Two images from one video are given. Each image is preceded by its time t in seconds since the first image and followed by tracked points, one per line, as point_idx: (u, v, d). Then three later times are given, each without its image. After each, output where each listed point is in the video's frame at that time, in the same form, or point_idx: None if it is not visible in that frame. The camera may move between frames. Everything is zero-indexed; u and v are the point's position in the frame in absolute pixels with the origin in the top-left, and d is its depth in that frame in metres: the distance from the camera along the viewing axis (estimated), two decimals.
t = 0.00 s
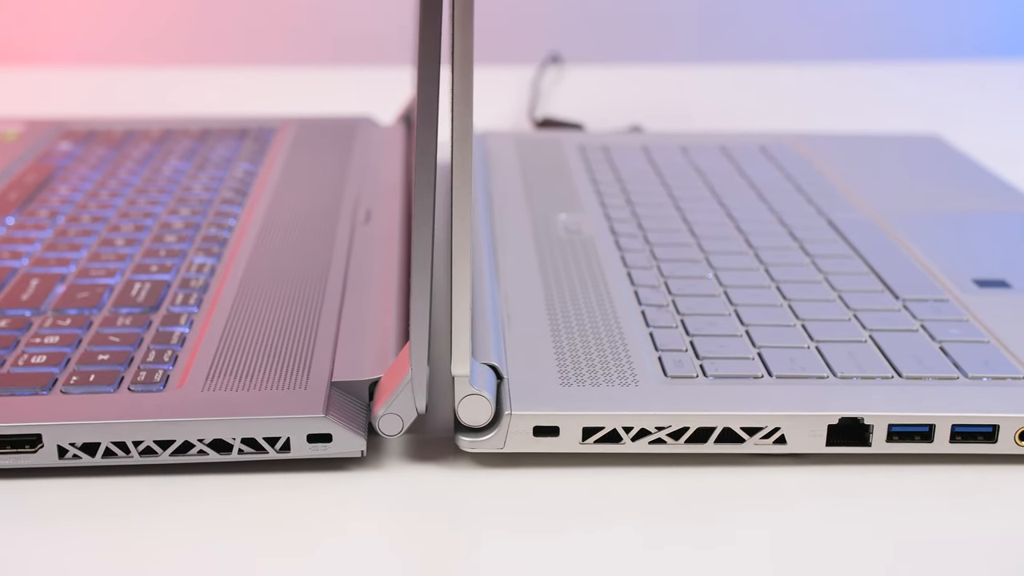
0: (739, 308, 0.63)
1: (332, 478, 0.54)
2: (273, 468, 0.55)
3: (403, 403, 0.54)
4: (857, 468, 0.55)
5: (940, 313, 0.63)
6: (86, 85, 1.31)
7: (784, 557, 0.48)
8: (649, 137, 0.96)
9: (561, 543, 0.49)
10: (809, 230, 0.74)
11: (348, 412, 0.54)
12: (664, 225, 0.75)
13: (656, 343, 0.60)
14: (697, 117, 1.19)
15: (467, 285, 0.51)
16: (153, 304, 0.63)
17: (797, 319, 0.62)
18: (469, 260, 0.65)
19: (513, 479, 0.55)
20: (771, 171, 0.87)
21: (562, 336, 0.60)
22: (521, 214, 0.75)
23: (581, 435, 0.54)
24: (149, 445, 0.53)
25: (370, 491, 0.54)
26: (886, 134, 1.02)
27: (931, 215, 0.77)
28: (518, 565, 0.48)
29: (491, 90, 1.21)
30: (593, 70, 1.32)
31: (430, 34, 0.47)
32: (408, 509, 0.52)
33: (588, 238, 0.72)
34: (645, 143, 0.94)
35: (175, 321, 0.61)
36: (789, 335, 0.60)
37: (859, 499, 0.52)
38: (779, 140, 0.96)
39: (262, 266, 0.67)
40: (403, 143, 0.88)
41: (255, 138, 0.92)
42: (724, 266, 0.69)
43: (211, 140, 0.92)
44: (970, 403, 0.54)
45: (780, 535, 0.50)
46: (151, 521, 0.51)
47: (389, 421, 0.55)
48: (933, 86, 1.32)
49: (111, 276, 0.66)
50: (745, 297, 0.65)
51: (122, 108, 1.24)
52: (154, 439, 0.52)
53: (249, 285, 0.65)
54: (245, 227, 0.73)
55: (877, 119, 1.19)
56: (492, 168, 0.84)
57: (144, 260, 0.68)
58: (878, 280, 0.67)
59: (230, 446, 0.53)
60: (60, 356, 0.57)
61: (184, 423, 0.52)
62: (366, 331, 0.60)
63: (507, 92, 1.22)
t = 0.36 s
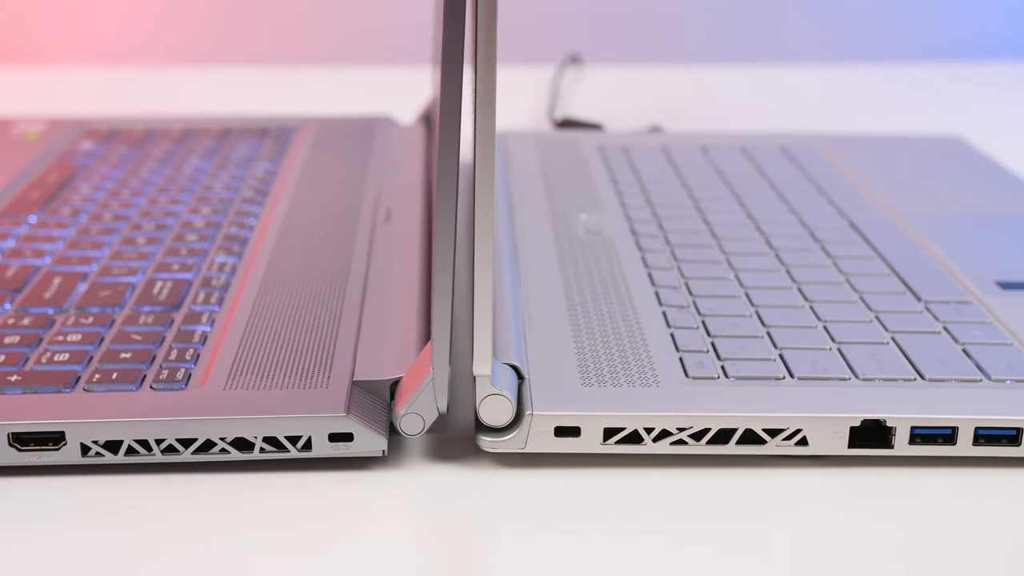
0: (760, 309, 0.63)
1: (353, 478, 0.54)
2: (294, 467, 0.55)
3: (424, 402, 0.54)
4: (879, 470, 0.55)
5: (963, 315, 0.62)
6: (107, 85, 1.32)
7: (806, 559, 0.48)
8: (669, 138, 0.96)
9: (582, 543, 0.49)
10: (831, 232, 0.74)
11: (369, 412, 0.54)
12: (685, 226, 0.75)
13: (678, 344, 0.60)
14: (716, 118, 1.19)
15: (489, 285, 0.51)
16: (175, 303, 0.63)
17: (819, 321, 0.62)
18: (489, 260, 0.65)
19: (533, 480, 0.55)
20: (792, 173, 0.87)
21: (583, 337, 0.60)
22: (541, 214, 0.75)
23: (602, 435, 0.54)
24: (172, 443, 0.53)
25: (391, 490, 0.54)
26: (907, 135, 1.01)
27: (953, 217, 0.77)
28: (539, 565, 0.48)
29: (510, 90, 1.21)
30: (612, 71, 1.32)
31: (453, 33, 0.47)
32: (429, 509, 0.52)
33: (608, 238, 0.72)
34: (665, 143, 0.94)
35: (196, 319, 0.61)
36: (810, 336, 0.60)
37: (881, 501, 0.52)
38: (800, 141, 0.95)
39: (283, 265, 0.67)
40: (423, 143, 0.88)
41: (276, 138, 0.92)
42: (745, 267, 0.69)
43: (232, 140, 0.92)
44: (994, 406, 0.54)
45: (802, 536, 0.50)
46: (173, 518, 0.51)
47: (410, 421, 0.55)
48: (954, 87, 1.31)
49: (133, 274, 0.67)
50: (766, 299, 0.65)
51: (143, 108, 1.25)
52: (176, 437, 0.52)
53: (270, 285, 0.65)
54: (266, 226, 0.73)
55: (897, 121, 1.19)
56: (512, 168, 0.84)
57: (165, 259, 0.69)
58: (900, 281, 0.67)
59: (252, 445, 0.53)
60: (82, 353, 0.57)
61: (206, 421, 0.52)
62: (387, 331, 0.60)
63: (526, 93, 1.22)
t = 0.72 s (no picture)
0: (779, 310, 0.63)
1: (372, 477, 0.55)
2: (314, 466, 0.55)
3: (444, 402, 0.54)
4: (899, 473, 0.55)
5: (984, 317, 0.62)
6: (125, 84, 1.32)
7: (826, 561, 0.48)
8: (687, 138, 0.96)
9: (600, 544, 0.49)
10: (850, 233, 0.74)
11: (388, 411, 0.54)
12: (704, 227, 0.75)
13: (697, 345, 0.59)
14: (733, 119, 1.19)
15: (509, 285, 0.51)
16: (194, 301, 0.63)
17: (839, 322, 0.62)
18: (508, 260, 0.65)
19: (553, 480, 0.55)
20: (811, 174, 0.87)
21: (602, 337, 0.60)
22: (560, 213, 0.75)
23: (621, 436, 0.54)
24: (192, 442, 0.53)
25: (410, 490, 0.54)
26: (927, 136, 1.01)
27: (974, 218, 0.76)
28: (558, 566, 0.48)
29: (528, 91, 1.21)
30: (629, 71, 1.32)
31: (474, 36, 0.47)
32: (448, 509, 0.52)
33: (627, 239, 0.72)
34: (684, 144, 0.94)
35: (216, 318, 0.61)
36: (830, 338, 0.60)
37: (900, 504, 0.52)
38: (820, 142, 0.95)
39: (302, 264, 0.67)
40: (441, 143, 0.88)
41: (295, 137, 0.92)
42: (764, 268, 0.69)
43: (251, 139, 0.93)
44: (1015, 408, 0.53)
45: (822, 538, 0.49)
46: (193, 516, 0.51)
47: (429, 421, 0.55)
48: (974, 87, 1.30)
49: (153, 273, 0.67)
50: (785, 300, 0.65)
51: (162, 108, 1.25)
52: (196, 436, 0.53)
53: (290, 284, 0.65)
54: (285, 225, 0.73)
55: (914, 122, 1.19)
56: (530, 168, 0.85)
57: (185, 257, 0.69)
58: (920, 283, 0.66)
59: (272, 443, 0.53)
60: (103, 352, 0.58)
61: (226, 420, 0.52)
62: (406, 330, 0.61)
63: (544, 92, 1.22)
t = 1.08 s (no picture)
0: (798, 312, 0.63)
1: (390, 477, 0.55)
2: (332, 465, 0.55)
3: (462, 402, 0.54)
4: (919, 475, 0.54)
5: (1004, 320, 0.62)
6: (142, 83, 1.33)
7: (845, 563, 0.48)
8: (705, 139, 0.96)
9: (618, 545, 0.49)
10: (870, 235, 0.74)
11: (406, 411, 0.54)
12: (722, 227, 0.75)
13: (715, 346, 0.59)
14: (751, 120, 1.19)
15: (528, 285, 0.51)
16: (213, 300, 0.63)
17: (858, 324, 0.62)
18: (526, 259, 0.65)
19: (570, 481, 0.54)
20: (828, 175, 0.86)
21: (620, 337, 0.60)
22: (577, 213, 0.76)
23: (640, 437, 0.54)
24: (210, 440, 0.53)
25: (427, 490, 0.54)
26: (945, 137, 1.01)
27: (993, 220, 0.76)
28: (576, 566, 0.48)
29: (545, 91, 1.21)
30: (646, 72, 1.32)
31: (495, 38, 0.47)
32: (465, 509, 0.52)
33: (645, 239, 0.72)
34: (702, 145, 0.94)
35: (234, 317, 0.62)
36: (849, 339, 0.60)
37: (919, 506, 0.52)
38: (839, 143, 0.95)
39: (320, 262, 0.68)
40: (459, 143, 0.88)
41: (313, 136, 0.93)
42: (782, 269, 0.69)
43: (269, 138, 0.93)
44: None
45: (841, 540, 0.49)
46: (211, 514, 0.51)
47: (447, 420, 0.55)
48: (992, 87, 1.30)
49: (172, 272, 0.67)
50: (804, 301, 0.64)
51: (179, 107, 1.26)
52: (215, 434, 0.53)
53: (308, 283, 0.65)
54: (303, 225, 0.73)
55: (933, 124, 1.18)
56: (548, 168, 0.84)
57: (204, 256, 0.69)
58: (940, 285, 0.66)
59: (290, 442, 0.53)
60: (122, 350, 0.58)
61: (244, 419, 0.52)
62: (424, 329, 0.61)
63: (561, 92, 1.22)
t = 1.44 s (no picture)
0: (815, 313, 0.63)
1: (407, 476, 0.55)
2: (350, 464, 0.55)
3: (479, 402, 0.54)
4: (937, 478, 0.54)
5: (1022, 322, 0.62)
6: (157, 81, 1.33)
7: (863, 565, 0.48)
8: (722, 139, 0.96)
9: (636, 546, 0.49)
10: (888, 236, 0.74)
11: (424, 410, 0.54)
12: (739, 228, 0.75)
13: (733, 347, 0.59)
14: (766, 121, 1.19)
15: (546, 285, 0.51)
16: (230, 299, 0.63)
17: (875, 325, 0.62)
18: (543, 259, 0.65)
19: (588, 481, 0.54)
20: (846, 176, 0.86)
21: (637, 338, 0.60)
22: (594, 213, 0.76)
23: (657, 437, 0.54)
24: (228, 438, 0.53)
25: (444, 489, 0.54)
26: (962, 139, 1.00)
27: (1012, 221, 0.76)
28: (593, 566, 0.48)
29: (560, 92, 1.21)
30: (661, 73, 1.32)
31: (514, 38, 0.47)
32: (482, 509, 0.52)
33: (662, 239, 0.72)
34: (718, 145, 0.94)
35: (252, 316, 0.62)
36: (866, 341, 0.60)
37: (938, 509, 0.52)
38: (856, 144, 0.95)
39: (337, 262, 0.68)
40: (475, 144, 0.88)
41: (329, 136, 0.93)
42: (799, 270, 0.69)
43: (285, 137, 0.93)
44: None
45: (859, 542, 0.49)
46: (229, 512, 0.51)
47: (465, 420, 0.55)
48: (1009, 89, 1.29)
49: (189, 270, 0.67)
50: (821, 303, 0.64)
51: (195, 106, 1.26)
52: (233, 433, 0.53)
53: (325, 282, 0.65)
54: (320, 224, 0.73)
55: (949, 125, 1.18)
56: (564, 168, 0.85)
57: (221, 255, 0.69)
58: (958, 287, 0.66)
59: (308, 441, 0.53)
60: (141, 348, 0.58)
61: (262, 417, 0.52)
62: (441, 329, 0.61)
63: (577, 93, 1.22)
